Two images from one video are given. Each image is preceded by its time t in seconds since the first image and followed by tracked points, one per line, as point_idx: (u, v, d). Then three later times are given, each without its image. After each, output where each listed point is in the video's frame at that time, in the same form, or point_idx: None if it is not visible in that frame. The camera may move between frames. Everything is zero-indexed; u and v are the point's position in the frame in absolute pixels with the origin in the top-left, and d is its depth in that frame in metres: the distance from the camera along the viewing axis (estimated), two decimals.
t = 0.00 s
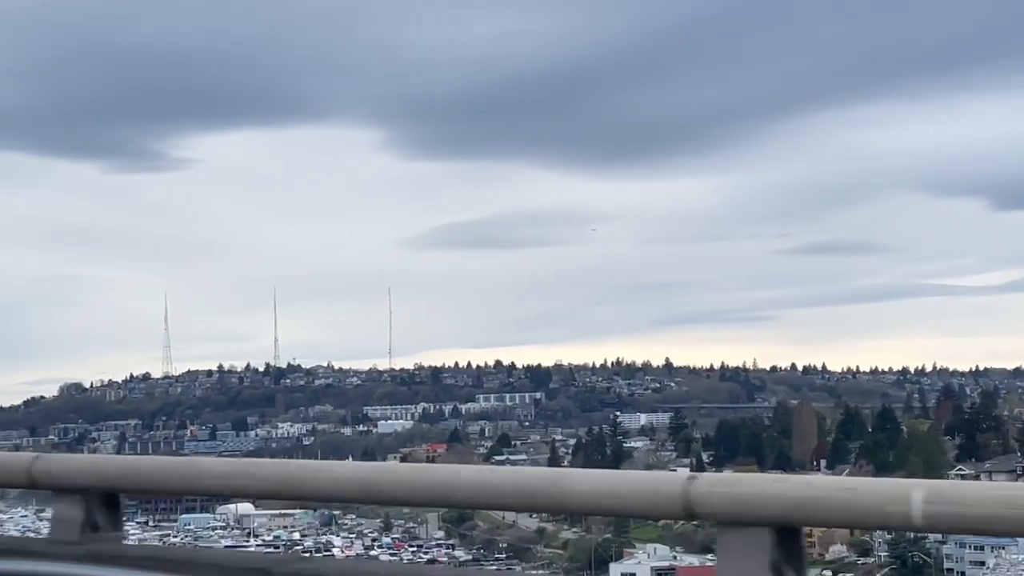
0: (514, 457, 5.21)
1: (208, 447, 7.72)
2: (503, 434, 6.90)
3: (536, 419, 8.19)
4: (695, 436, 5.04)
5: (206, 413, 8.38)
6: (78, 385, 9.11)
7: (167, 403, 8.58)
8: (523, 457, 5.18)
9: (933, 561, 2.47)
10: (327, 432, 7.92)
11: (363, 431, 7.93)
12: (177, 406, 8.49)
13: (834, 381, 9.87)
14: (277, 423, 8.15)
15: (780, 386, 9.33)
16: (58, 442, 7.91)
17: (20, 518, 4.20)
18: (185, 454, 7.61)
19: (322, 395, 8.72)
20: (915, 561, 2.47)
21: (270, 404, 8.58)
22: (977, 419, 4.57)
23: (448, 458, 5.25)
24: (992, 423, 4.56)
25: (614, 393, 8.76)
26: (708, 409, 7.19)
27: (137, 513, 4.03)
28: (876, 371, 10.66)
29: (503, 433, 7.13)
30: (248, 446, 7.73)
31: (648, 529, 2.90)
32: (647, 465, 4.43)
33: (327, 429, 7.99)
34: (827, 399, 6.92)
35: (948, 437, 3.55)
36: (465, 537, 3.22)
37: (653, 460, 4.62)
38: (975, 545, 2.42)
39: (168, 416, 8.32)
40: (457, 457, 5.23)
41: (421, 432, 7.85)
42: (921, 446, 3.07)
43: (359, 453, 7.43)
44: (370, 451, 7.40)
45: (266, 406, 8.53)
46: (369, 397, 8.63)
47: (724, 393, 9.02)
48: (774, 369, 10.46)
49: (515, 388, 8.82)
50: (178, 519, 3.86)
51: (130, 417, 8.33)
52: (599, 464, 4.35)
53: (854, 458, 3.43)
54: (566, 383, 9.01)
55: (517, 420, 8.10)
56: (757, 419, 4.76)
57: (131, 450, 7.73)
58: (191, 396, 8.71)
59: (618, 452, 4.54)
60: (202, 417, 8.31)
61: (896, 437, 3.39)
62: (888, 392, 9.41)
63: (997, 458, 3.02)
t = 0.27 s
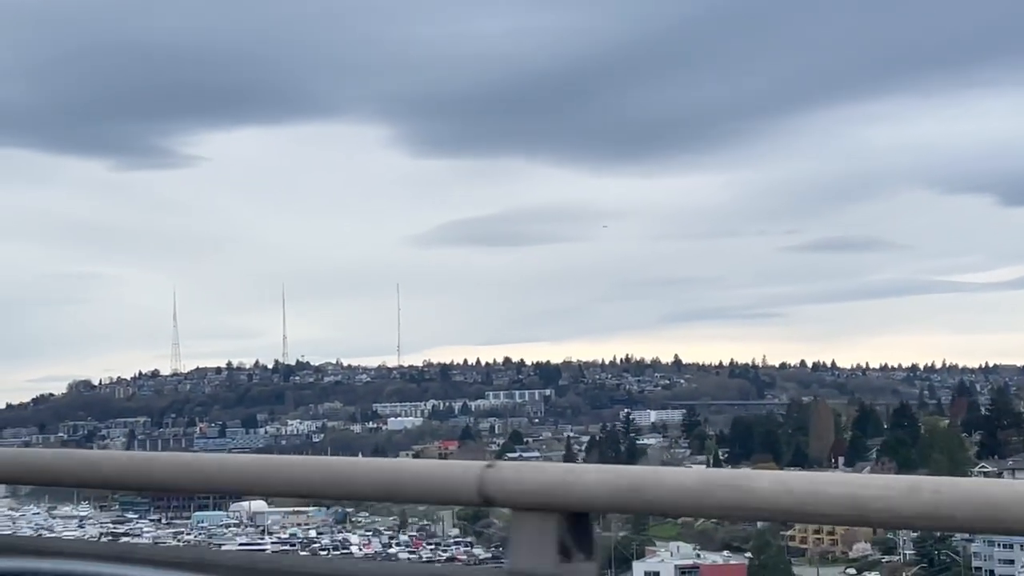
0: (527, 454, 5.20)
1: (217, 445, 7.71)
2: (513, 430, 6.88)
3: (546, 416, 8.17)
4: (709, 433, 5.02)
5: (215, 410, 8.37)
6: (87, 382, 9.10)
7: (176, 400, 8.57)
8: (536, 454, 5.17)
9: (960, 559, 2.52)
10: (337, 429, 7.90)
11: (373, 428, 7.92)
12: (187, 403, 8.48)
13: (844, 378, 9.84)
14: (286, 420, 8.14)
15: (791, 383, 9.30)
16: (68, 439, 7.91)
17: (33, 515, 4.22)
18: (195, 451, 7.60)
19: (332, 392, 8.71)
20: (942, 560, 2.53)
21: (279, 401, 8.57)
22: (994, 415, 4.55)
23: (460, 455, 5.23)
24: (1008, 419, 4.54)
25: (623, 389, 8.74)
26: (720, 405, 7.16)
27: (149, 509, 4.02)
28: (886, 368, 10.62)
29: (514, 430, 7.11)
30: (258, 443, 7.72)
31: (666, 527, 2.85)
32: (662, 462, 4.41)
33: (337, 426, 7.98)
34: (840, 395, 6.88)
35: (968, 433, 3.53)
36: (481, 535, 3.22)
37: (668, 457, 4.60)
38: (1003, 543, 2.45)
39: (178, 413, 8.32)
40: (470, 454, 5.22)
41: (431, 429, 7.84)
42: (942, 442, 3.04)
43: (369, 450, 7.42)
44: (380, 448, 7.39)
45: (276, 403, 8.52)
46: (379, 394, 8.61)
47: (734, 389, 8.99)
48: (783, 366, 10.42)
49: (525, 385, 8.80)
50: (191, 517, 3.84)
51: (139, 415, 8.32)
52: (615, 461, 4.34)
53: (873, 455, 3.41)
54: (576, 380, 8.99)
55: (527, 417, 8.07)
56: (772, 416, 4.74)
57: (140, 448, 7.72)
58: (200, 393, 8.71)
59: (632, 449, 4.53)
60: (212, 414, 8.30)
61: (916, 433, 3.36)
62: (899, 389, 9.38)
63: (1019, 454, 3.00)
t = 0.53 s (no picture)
0: (539, 452, 5.17)
1: (226, 442, 7.69)
2: (523, 428, 6.85)
3: (555, 414, 8.15)
4: (722, 430, 4.99)
5: (223, 408, 8.35)
6: (95, 380, 9.08)
7: (184, 398, 8.56)
8: (548, 452, 5.14)
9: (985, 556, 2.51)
10: (345, 427, 7.88)
11: (381, 426, 7.90)
12: (195, 401, 8.46)
13: (852, 375, 9.81)
14: (295, 418, 8.12)
15: (800, 380, 9.27)
16: (77, 437, 7.90)
17: (45, 514, 4.20)
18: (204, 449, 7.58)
19: (340, 390, 8.70)
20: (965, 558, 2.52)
21: (288, 399, 8.55)
22: (1010, 413, 4.52)
23: (472, 453, 5.21)
24: None
25: (632, 387, 8.71)
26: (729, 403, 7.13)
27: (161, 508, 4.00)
28: (895, 365, 10.59)
29: (524, 427, 7.09)
30: (266, 441, 7.70)
31: (684, 523, 2.87)
32: (676, 460, 4.38)
33: (345, 424, 7.96)
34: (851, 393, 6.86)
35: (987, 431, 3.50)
36: (497, 533, 3.20)
37: (682, 455, 4.58)
38: None
39: (186, 411, 8.30)
40: (481, 452, 5.19)
41: (440, 427, 7.81)
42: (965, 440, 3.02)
43: (378, 448, 7.39)
44: (389, 446, 7.37)
45: (284, 401, 8.50)
46: (387, 391, 8.59)
47: (743, 387, 8.97)
48: (792, 363, 10.40)
49: (534, 383, 8.78)
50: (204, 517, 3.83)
51: (147, 413, 8.31)
52: (628, 459, 4.31)
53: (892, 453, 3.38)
54: (585, 378, 8.97)
55: (536, 414, 8.05)
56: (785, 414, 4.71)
57: (149, 446, 7.70)
58: (208, 391, 8.69)
59: (646, 447, 4.50)
60: (220, 412, 8.28)
61: (936, 432, 3.34)
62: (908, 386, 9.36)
63: None
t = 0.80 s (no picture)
0: (549, 451, 5.17)
1: (234, 442, 7.68)
2: (532, 426, 6.85)
3: (563, 412, 8.14)
4: (734, 429, 4.98)
5: (230, 407, 8.34)
6: (102, 379, 9.08)
7: (191, 397, 8.55)
8: (559, 451, 5.12)
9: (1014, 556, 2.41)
10: (353, 426, 7.88)
11: (389, 425, 7.89)
12: (202, 400, 8.45)
13: (860, 373, 9.81)
14: (302, 417, 8.12)
15: (808, 378, 9.27)
16: (84, 436, 7.89)
17: (56, 513, 4.17)
18: (212, 448, 7.57)
19: (347, 389, 8.69)
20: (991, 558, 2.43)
21: (296, 398, 8.54)
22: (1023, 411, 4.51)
23: (482, 452, 5.20)
24: None
25: (640, 385, 8.71)
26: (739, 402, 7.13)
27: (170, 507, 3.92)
28: (902, 363, 10.59)
29: (533, 425, 7.07)
30: (275, 440, 7.69)
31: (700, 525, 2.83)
32: (689, 459, 4.37)
33: (353, 423, 7.95)
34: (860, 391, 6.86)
35: (1004, 428, 3.49)
36: (512, 532, 3.18)
37: (695, 454, 4.56)
38: None
39: (193, 410, 8.29)
40: (492, 452, 5.19)
41: (448, 426, 7.80)
42: (984, 438, 3.00)
43: (387, 447, 7.38)
44: (398, 444, 7.36)
45: (292, 400, 8.50)
46: (394, 390, 8.58)
47: (751, 385, 8.96)
48: (799, 361, 10.39)
49: (541, 381, 8.77)
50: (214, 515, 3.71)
51: (155, 412, 8.30)
52: (641, 459, 4.30)
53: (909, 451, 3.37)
54: (592, 376, 8.96)
55: (544, 413, 8.04)
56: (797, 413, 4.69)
57: (157, 445, 7.70)
58: (216, 390, 8.68)
59: (659, 446, 4.49)
60: (228, 411, 8.27)
61: (954, 430, 3.32)
62: (915, 384, 9.36)
63: None
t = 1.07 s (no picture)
0: (559, 451, 5.15)
1: (241, 442, 7.66)
2: (540, 426, 6.83)
3: (570, 412, 8.12)
4: (747, 428, 4.96)
5: (237, 407, 8.33)
6: (109, 379, 9.07)
7: (198, 397, 8.53)
8: (569, 451, 5.11)
9: None
10: (360, 426, 7.86)
11: (396, 425, 7.87)
12: (209, 400, 8.44)
13: (867, 372, 9.79)
14: (309, 417, 8.10)
15: (815, 378, 9.25)
16: (91, 437, 7.88)
17: (64, 514, 4.00)
18: (219, 449, 7.56)
19: (354, 389, 8.68)
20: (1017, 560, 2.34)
21: (302, 398, 8.53)
22: None
23: (492, 452, 5.19)
24: None
25: (647, 385, 8.69)
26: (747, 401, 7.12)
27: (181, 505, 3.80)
28: (909, 363, 10.58)
29: (541, 425, 7.05)
30: (282, 440, 7.67)
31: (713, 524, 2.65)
32: (701, 459, 4.35)
33: (360, 423, 7.93)
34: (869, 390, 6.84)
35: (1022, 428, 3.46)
36: (526, 533, 3.15)
37: (707, 454, 4.54)
38: None
39: (200, 410, 8.28)
40: (502, 452, 5.17)
41: (455, 426, 7.79)
42: (1003, 437, 2.97)
43: (394, 446, 7.37)
44: (405, 445, 7.35)
45: (298, 400, 8.48)
46: (401, 390, 8.56)
47: (759, 384, 8.94)
48: (806, 361, 10.37)
49: (548, 381, 8.75)
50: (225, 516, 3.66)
51: (161, 412, 8.29)
52: (654, 459, 4.28)
53: (926, 451, 3.35)
54: (599, 376, 8.95)
55: (551, 413, 8.02)
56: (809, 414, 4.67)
57: (164, 445, 7.68)
58: (222, 390, 8.66)
59: (670, 446, 4.47)
60: (234, 411, 8.26)
61: (971, 429, 3.30)
62: (923, 383, 9.35)
63: None
